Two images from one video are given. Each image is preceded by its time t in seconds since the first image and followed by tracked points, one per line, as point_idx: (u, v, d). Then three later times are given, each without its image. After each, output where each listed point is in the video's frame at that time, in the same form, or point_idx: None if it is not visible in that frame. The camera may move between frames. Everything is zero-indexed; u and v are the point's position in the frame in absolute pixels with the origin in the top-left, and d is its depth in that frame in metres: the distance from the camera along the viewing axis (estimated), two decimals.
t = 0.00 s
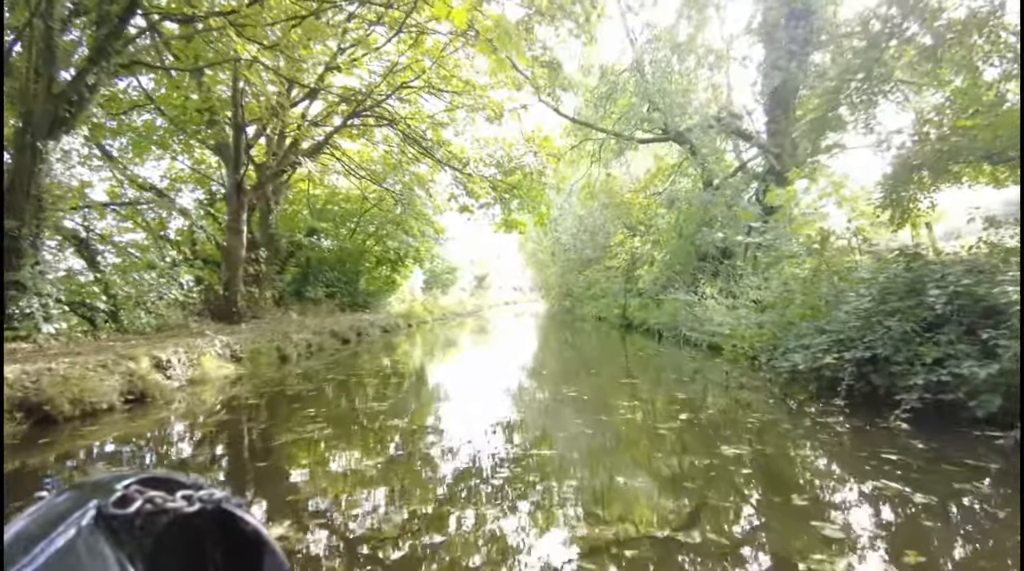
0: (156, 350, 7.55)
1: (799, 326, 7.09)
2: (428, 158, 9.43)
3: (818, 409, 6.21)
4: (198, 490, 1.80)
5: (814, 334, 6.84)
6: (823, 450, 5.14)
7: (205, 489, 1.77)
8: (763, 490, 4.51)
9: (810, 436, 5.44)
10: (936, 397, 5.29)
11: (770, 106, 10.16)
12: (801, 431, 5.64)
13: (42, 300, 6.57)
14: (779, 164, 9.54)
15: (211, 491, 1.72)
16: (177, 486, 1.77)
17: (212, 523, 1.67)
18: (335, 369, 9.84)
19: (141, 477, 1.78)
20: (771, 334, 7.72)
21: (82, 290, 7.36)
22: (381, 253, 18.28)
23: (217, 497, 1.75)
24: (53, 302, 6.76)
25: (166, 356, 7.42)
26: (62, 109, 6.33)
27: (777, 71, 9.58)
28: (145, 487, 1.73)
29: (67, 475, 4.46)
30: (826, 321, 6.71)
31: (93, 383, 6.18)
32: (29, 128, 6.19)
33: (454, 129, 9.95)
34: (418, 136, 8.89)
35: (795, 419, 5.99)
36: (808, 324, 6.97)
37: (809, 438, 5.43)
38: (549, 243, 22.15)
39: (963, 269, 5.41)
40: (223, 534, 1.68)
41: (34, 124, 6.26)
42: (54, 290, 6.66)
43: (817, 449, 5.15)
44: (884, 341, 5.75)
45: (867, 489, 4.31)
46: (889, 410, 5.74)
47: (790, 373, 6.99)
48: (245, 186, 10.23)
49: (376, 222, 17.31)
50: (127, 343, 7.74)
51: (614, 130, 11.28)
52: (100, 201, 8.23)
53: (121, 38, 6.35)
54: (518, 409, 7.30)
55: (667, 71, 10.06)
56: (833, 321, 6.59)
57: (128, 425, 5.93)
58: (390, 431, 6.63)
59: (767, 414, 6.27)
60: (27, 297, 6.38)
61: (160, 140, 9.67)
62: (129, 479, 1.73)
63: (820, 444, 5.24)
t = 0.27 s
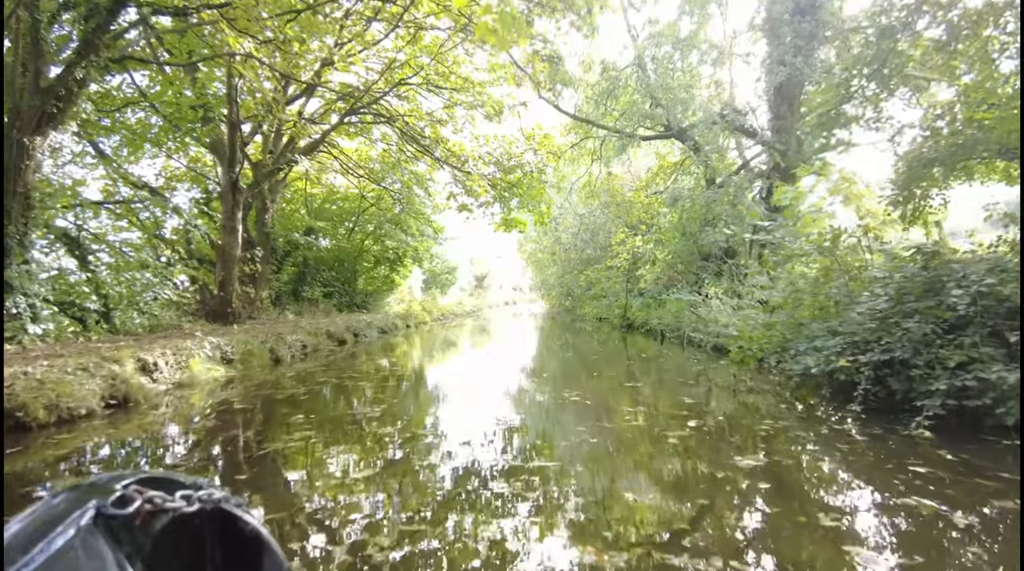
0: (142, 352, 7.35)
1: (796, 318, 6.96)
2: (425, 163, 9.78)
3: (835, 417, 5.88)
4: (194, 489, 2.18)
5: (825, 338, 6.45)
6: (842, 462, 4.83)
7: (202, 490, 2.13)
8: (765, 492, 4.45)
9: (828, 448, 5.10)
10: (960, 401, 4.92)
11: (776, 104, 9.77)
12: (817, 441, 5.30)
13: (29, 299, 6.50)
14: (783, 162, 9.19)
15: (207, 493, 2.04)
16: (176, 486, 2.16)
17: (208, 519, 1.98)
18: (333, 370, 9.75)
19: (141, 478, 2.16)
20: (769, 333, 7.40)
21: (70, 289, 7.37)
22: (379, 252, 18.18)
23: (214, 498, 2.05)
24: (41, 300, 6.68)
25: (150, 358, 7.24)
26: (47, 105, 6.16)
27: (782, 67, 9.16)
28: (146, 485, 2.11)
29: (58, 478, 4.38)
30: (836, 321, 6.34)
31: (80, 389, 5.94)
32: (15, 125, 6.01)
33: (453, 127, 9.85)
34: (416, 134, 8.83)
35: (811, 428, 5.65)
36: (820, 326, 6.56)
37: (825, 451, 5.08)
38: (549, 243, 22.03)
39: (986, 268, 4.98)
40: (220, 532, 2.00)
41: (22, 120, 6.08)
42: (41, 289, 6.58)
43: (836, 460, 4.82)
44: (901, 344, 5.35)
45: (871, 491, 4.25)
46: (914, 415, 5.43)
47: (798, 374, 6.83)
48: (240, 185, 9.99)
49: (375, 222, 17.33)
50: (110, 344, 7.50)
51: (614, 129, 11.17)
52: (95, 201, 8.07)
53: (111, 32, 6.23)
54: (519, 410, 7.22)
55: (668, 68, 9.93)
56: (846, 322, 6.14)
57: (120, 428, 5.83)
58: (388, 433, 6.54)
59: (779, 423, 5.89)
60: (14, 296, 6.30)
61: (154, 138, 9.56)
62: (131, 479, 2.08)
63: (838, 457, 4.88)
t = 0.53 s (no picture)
0: (128, 354, 7.14)
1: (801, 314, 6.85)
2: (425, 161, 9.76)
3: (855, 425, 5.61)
4: (194, 488, 2.32)
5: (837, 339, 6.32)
6: (864, 477, 4.53)
7: (203, 489, 2.28)
8: (768, 495, 4.39)
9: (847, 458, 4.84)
10: (986, 408, 4.69)
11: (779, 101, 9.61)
12: (836, 451, 5.05)
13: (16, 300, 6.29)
14: (788, 160, 8.77)
15: (207, 494, 2.20)
16: (176, 486, 2.28)
17: (208, 519, 2.18)
18: (331, 371, 9.66)
19: (143, 476, 2.28)
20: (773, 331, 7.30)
21: (59, 289, 7.15)
22: (377, 252, 18.07)
23: (214, 498, 2.22)
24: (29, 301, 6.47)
25: (136, 360, 7.01)
26: (36, 100, 5.65)
27: (788, 63, 8.81)
28: (146, 485, 2.23)
29: (48, 481, 4.30)
30: (844, 319, 6.25)
31: (63, 395, 5.77)
32: None
33: (452, 125, 9.75)
34: (415, 132, 8.74)
35: (829, 438, 5.38)
36: (832, 327, 6.41)
37: (845, 462, 4.81)
38: (549, 242, 21.92)
39: (1011, 267, 4.74)
40: (219, 533, 2.21)
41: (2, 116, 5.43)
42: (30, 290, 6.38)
43: (856, 474, 4.53)
44: (922, 347, 5.12)
45: (876, 495, 4.19)
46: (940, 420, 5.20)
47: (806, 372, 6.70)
48: (235, 182, 9.88)
49: (373, 222, 17.23)
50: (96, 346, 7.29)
51: (615, 126, 11.05)
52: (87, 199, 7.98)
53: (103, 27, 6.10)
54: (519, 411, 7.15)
55: (671, 64, 9.82)
56: (859, 324, 5.99)
57: (114, 430, 5.73)
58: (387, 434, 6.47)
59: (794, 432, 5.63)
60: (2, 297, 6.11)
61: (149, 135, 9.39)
62: (132, 478, 2.20)
63: (860, 471, 4.57)
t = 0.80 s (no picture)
0: (113, 356, 6.99)
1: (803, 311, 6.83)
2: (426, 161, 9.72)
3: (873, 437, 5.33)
4: (194, 489, 2.29)
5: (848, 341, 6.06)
6: (881, 486, 4.38)
7: (204, 488, 2.26)
8: (772, 498, 4.35)
9: (867, 473, 4.58)
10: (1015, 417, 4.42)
11: (785, 96, 9.16)
12: (854, 464, 4.80)
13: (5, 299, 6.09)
14: (796, 157, 8.65)
15: (208, 494, 2.18)
16: (176, 487, 2.25)
17: (207, 520, 2.18)
18: (329, 372, 9.59)
19: (142, 475, 2.24)
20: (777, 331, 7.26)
21: (46, 291, 7.07)
22: (376, 252, 17.98)
23: (215, 498, 2.19)
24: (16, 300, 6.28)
25: (120, 363, 6.86)
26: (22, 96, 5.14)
27: (794, 57, 8.44)
28: (146, 485, 2.19)
29: (40, 484, 4.22)
30: (848, 319, 6.17)
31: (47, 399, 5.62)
32: None
33: (451, 123, 9.66)
34: (413, 130, 8.64)
35: (846, 451, 5.10)
36: (845, 329, 6.12)
37: (864, 477, 4.56)
38: (550, 241, 21.82)
39: None
40: (219, 533, 2.22)
41: None
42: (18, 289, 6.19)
43: (873, 483, 4.38)
44: (945, 349, 4.86)
45: (880, 499, 4.15)
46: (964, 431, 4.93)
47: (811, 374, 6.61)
48: (230, 180, 9.78)
49: (371, 221, 17.28)
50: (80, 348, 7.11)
51: (616, 124, 10.95)
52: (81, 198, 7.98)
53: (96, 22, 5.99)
54: (518, 413, 7.08)
55: (673, 61, 9.74)
56: (875, 326, 5.72)
57: (107, 433, 5.66)
58: (386, 436, 6.41)
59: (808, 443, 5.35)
60: None
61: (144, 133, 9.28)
62: (132, 478, 2.16)
63: (877, 481, 4.42)
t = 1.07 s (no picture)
0: (94, 360, 6.72)
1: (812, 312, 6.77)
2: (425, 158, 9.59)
3: (891, 442, 5.14)
4: (193, 489, 2.57)
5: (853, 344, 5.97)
6: (894, 491, 4.27)
7: (204, 490, 2.51)
8: (775, 501, 4.28)
9: (881, 478, 4.45)
10: None
11: (792, 91, 8.99)
12: (868, 468, 4.67)
13: None
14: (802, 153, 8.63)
15: (208, 494, 2.42)
16: (174, 487, 2.53)
17: (207, 519, 2.42)
18: (327, 374, 9.50)
19: (143, 477, 2.52)
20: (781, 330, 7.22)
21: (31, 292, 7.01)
22: (374, 251, 17.88)
23: (214, 498, 2.44)
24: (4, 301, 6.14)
25: (103, 366, 6.60)
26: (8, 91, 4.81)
27: (799, 52, 8.19)
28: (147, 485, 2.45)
29: (30, 488, 4.14)
30: (855, 321, 6.07)
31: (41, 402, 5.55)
32: None
33: (449, 121, 9.58)
34: (412, 128, 8.54)
35: (866, 456, 4.91)
36: (859, 330, 5.96)
37: (878, 482, 4.44)
38: (550, 241, 21.70)
39: None
40: (221, 534, 2.48)
41: None
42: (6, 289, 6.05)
43: (877, 486, 4.32)
44: (971, 352, 4.65)
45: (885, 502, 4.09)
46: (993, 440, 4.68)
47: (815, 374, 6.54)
48: (224, 179, 9.67)
49: (369, 220, 17.23)
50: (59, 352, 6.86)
51: (616, 121, 10.85)
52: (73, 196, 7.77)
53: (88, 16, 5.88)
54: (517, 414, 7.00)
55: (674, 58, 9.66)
56: (892, 327, 5.52)
57: (101, 434, 5.59)
58: (384, 437, 6.33)
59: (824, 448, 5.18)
60: None
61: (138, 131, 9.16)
62: (133, 479, 2.43)
63: (891, 485, 4.31)
